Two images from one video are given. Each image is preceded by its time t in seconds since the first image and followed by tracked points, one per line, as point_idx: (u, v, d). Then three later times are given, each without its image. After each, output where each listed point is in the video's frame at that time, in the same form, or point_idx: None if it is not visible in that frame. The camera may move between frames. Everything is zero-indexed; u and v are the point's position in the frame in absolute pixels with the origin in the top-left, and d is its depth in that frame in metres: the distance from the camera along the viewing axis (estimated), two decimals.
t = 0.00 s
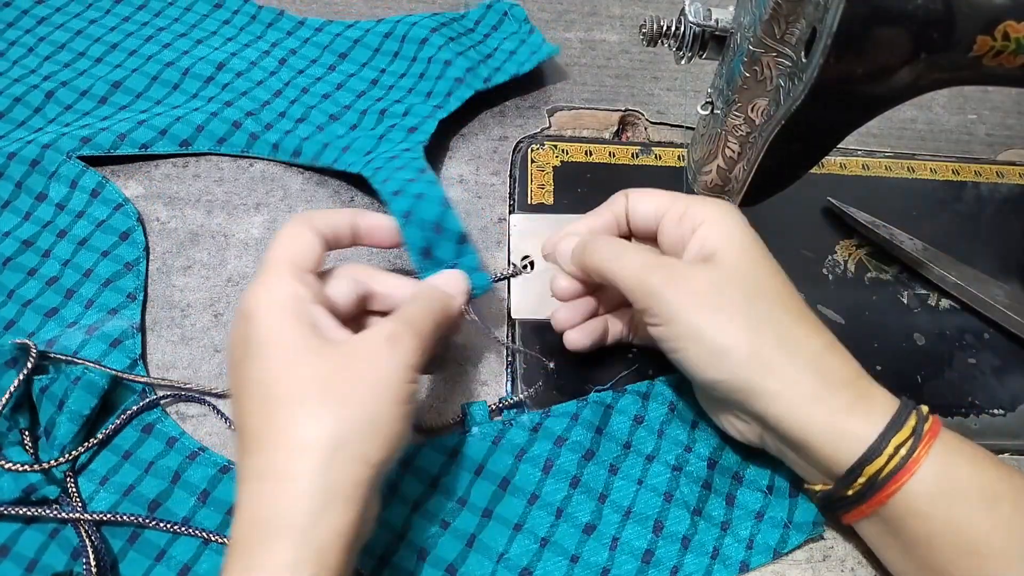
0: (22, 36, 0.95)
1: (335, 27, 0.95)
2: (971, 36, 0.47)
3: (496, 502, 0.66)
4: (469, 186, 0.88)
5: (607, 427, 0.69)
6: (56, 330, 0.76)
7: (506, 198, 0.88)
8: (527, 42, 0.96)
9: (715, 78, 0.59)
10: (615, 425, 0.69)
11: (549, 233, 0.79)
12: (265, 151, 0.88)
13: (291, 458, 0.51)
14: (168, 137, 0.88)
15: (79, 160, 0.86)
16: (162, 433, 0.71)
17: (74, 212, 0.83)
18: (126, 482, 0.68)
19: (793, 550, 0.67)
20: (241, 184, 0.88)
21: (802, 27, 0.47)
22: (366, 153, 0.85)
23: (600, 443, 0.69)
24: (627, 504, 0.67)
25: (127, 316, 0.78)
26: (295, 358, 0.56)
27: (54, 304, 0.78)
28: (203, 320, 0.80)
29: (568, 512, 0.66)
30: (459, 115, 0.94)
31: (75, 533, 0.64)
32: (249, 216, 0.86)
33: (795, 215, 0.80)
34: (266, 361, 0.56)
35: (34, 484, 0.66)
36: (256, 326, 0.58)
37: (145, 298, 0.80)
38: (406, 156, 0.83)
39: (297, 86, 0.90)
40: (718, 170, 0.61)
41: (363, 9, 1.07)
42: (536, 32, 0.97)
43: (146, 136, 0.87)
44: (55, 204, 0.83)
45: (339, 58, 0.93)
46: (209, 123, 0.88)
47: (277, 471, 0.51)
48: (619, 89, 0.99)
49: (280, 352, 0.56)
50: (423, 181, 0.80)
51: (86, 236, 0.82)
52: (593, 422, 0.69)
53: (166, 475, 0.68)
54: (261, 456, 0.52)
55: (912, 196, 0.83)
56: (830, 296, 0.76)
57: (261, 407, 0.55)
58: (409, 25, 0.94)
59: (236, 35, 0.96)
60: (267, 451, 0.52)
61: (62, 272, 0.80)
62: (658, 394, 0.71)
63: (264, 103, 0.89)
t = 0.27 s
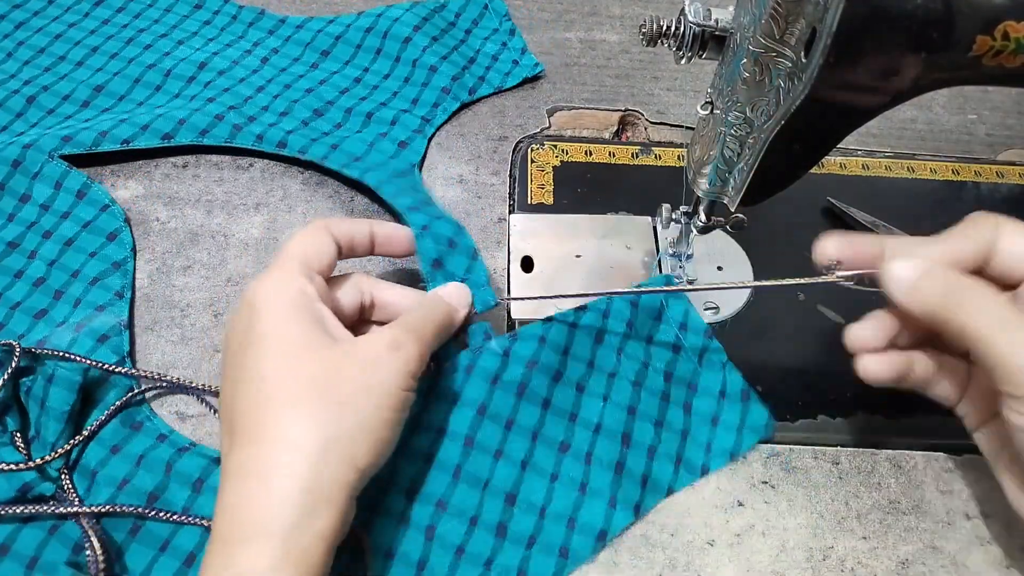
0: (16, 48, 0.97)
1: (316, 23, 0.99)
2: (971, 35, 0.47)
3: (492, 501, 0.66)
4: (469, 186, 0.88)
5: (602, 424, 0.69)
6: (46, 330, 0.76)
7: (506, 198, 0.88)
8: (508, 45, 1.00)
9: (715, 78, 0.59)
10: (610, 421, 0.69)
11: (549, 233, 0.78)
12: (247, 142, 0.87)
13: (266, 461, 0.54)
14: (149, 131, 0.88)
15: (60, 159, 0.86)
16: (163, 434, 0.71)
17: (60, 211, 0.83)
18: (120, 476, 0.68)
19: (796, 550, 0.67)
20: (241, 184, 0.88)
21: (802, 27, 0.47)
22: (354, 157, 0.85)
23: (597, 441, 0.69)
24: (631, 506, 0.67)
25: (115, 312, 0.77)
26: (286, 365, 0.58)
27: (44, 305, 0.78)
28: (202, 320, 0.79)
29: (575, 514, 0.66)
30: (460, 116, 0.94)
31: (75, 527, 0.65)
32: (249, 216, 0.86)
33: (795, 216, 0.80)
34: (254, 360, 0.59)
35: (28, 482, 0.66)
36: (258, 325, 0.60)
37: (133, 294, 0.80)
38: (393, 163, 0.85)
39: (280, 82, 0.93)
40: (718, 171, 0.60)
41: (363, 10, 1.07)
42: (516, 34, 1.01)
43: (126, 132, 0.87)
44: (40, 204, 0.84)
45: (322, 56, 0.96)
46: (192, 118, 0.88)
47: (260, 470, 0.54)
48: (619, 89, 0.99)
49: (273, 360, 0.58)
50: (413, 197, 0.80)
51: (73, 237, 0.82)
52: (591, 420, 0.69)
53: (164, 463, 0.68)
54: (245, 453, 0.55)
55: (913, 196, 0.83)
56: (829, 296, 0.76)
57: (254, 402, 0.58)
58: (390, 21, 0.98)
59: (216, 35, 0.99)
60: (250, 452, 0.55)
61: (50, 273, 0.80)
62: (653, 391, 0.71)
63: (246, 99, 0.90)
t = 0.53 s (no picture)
0: (21, 50, 0.97)
1: (295, 23, 0.99)
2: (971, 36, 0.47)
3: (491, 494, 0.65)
4: (469, 186, 0.88)
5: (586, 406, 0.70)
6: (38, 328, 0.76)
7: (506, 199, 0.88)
8: (488, 42, 0.99)
9: (715, 78, 0.59)
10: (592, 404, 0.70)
11: (548, 233, 0.78)
12: (227, 146, 0.88)
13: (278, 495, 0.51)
14: (127, 131, 0.88)
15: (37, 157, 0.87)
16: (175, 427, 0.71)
17: (42, 212, 0.84)
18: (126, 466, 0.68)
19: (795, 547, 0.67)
20: (241, 183, 0.88)
21: (802, 27, 0.47)
22: (335, 162, 0.87)
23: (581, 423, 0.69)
24: (615, 503, 0.66)
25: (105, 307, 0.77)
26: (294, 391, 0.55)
27: (32, 305, 0.77)
28: (202, 320, 0.79)
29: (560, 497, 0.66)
30: (460, 116, 0.94)
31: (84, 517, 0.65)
32: (249, 216, 0.86)
33: (795, 216, 0.80)
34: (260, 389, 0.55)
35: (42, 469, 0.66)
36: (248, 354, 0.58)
37: (122, 290, 0.81)
38: (370, 168, 0.86)
39: (260, 83, 0.93)
40: (718, 170, 0.60)
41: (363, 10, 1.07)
42: (496, 31, 1.00)
43: (104, 131, 0.88)
44: (20, 204, 0.84)
45: (300, 56, 0.96)
46: (173, 119, 0.89)
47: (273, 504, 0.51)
48: (619, 89, 0.99)
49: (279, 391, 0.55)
50: (394, 216, 0.82)
51: (57, 236, 0.82)
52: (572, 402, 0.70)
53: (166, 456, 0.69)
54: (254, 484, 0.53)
55: (913, 197, 0.83)
56: (831, 295, 0.75)
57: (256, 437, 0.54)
58: (369, 19, 0.98)
59: (194, 34, 0.99)
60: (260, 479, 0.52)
61: (35, 273, 0.80)
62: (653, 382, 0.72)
63: (225, 100, 0.91)
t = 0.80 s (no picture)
0: (25, 53, 0.96)
1: (317, 34, 1.00)
2: (971, 36, 0.47)
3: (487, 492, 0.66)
4: (469, 186, 0.88)
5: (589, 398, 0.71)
6: (51, 334, 0.75)
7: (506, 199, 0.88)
8: (510, 55, 1.00)
9: (715, 79, 0.59)
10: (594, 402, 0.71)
11: (548, 233, 0.78)
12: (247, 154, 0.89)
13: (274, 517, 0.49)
14: (145, 137, 0.88)
15: (56, 159, 0.87)
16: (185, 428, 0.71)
17: (60, 215, 0.84)
18: (121, 469, 0.67)
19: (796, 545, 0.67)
20: (241, 184, 0.88)
21: (802, 27, 0.47)
22: (354, 175, 0.87)
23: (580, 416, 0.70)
24: (605, 498, 0.67)
25: (120, 314, 0.78)
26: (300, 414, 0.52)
27: (45, 310, 0.77)
28: (203, 320, 0.79)
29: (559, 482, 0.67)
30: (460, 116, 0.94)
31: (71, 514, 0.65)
32: (249, 216, 0.86)
33: (795, 216, 0.80)
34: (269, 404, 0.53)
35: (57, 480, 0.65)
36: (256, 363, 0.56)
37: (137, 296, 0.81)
38: (391, 183, 0.86)
39: (280, 93, 0.94)
40: (718, 170, 0.60)
41: (363, 10, 1.07)
42: (518, 44, 1.01)
43: (122, 136, 0.88)
44: (36, 207, 0.84)
45: (322, 66, 0.97)
46: (191, 127, 0.89)
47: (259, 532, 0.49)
48: (620, 88, 0.99)
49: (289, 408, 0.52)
50: (411, 238, 0.82)
51: (74, 240, 0.82)
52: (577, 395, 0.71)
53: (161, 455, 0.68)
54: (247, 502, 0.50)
55: (913, 196, 0.83)
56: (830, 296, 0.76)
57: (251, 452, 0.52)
58: (391, 32, 0.99)
59: (219, 43, 0.99)
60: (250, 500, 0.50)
61: (52, 277, 0.79)
62: (659, 381, 0.73)
63: (244, 111, 0.92)
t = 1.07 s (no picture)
0: (21, 59, 0.97)
1: (345, 33, 1.00)
2: (971, 36, 0.47)
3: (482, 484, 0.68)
4: (469, 187, 0.88)
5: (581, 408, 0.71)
6: (92, 344, 0.76)
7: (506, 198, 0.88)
8: (539, 54, 0.99)
9: (715, 78, 0.59)
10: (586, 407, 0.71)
11: (548, 233, 0.78)
12: (282, 161, 0.88)
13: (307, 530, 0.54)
14: (183, 145, 0.88)
15: (93, 169, 0.86)
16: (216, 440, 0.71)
17: (97, 225, 0.83)
18: (156, 483, 0.67)
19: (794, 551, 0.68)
20: (241, 184, 0.88)
21: (802, 27, 0.47)
22: (390, 179, 0.87)
23: (568, 442, 0.70)
24: (597, 499, 0.68)
25: (162, 326, 0.77)
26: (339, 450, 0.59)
27: (87, 320, 0.78)
28: (202, 320, 0.79)
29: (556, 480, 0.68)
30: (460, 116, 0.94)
31: (114, 528, 0.65)
32: (249, 216, 0.86)
33: (795, 215, 0.80)
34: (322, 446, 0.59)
35: (87, 480, 0.65)
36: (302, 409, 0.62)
37: (179, 307, 0.80)
38: (426, 185, 0.87)
39: (312, 95, 0.94)
40: (718, 170, 0.60)
41: (363, 9, 1.07)
42: (546, 42, 1.00)
43: (161, 145, 0.87)
44: (75, 217, 0.84)
45: (352, 67, 0.97)
46: (226, 133, 0.89)
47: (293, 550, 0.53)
48: (619, 89, 0.99)
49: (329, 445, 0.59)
50: (429, 236, 0.83)
51: (113, 250, 0.82)
52: (571, 394, 0.71)
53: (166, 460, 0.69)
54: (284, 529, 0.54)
55: (912, 196, 0.83)
56: (830, 296, 0.76)
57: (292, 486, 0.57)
58: (420, 32, 0.99)
59: (244, 43, 0.99)
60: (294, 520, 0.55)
61: (90, 287, 0.80)
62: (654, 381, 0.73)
63: (280, 112, 0.92)
